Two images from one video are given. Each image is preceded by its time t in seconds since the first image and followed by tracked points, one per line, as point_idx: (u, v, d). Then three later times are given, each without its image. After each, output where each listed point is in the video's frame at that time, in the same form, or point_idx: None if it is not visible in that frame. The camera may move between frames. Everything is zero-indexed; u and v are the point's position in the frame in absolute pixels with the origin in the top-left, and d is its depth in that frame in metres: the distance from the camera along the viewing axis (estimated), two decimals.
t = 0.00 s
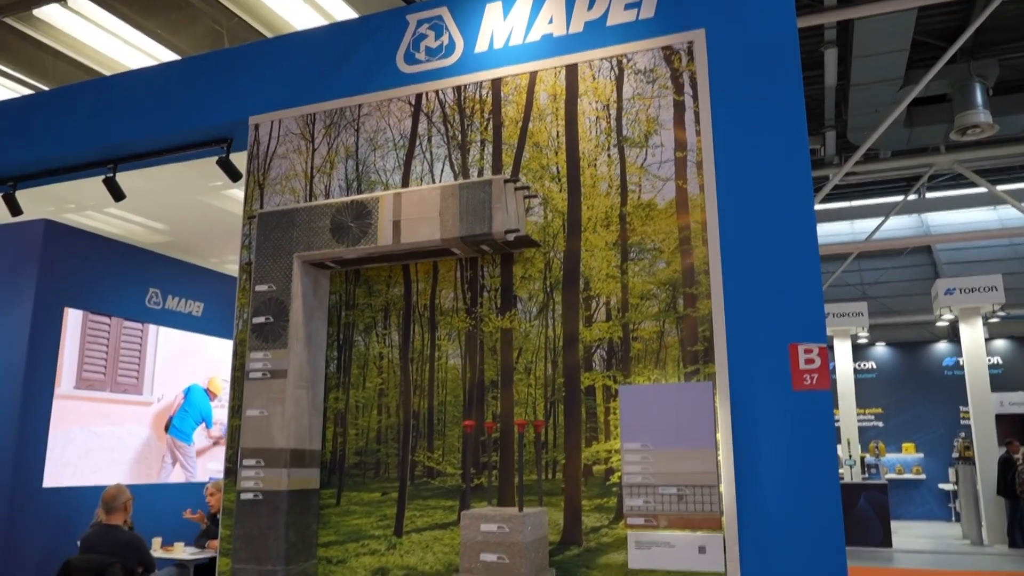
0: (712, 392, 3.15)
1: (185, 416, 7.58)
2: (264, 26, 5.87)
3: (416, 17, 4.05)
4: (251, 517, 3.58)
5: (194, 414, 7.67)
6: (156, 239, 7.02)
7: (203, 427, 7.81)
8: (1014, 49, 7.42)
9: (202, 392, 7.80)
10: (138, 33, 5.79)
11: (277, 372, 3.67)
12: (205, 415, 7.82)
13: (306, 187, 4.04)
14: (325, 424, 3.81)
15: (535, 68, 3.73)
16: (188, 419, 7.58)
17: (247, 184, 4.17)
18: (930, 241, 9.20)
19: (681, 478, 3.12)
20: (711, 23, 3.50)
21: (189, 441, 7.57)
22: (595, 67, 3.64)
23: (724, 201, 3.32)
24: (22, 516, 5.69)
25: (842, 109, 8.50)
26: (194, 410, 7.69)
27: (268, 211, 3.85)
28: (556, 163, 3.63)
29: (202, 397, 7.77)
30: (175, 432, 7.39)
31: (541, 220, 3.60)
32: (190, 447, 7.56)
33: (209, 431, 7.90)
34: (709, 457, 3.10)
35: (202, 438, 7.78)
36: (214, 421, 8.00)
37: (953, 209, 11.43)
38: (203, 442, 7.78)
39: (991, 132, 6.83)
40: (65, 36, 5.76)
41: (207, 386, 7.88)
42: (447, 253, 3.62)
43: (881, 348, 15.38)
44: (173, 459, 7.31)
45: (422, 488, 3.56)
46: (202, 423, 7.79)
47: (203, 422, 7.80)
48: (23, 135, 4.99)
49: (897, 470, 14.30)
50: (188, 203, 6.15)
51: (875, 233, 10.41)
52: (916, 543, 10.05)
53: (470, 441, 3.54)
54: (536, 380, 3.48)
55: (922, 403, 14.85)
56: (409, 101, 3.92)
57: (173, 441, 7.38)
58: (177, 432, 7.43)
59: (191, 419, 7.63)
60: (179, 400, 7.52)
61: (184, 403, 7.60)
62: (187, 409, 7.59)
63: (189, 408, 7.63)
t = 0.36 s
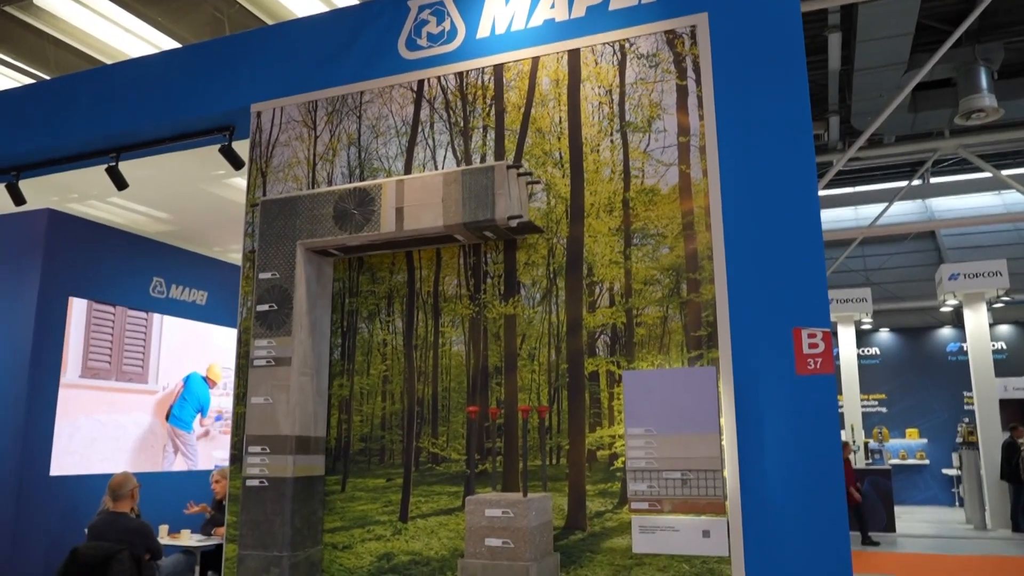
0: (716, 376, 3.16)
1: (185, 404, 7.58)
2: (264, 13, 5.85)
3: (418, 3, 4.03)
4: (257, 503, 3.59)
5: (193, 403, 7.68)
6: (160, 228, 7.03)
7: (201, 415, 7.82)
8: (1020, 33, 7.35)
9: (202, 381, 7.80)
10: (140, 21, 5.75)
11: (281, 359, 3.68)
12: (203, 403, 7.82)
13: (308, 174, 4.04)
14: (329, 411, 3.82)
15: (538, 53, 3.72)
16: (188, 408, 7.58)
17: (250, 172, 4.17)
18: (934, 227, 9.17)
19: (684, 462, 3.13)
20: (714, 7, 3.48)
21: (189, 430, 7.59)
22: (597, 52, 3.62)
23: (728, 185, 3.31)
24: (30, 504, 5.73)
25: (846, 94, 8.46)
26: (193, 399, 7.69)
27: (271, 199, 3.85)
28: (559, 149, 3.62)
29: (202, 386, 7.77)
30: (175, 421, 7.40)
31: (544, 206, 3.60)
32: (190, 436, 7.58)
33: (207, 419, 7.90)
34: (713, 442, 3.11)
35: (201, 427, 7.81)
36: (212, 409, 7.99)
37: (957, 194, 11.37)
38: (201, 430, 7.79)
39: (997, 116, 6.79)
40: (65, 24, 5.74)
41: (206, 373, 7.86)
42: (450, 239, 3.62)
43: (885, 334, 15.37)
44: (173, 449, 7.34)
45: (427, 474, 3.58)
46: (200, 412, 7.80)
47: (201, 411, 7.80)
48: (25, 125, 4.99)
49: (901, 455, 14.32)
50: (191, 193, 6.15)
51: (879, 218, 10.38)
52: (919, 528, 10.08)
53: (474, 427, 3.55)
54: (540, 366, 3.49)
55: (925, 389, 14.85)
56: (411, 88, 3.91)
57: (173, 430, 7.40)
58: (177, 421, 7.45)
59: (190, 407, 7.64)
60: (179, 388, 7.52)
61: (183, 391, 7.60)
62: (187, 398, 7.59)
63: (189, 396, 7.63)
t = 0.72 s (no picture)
0: (717, 367, 3.16)
1: (186, 398, 7.51)
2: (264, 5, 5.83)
3: None
4: (259, 494, 3.60)
5: (195, 396, 7.61)
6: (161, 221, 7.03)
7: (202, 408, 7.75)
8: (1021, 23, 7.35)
9: (203, 374, 7.75)
10: (140, 14, 5.73)
11: (283, 351, 3.68)
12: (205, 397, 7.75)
13: (309, 166, 4.04)
14: (331, 402, 3.83)
15: (538, 44, 3.70)
16: (190, 400, 7.52)
17: (251, 164, 4.17)
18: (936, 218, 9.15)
19: (686, 452, 3.14)
20: None
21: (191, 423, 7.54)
22: (598, 42, 3.61)
23: (729, 175, 3.30)
24: (32, 497, 5.75)
25: (848, 85, 8.43)
26: (195, 392, 7.62)
27: (272, 190, 3.85)
28: (560, 140, 3.61)
29: (203, 379, 7.72)
30: (176, 413, 7.35)
31: (544, 197, 3.60)
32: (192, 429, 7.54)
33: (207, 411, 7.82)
34: (714, 432, 3.11)
35: (202, 420, 7.73)
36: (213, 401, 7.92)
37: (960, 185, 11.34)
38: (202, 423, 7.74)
39: (999, 107, 6.74)
40: (64, 17, 5.73)
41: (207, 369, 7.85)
42: (450, 231, 3.62)
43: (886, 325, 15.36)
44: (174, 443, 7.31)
45: (429, 465, 3.59)
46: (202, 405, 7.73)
47: (203, 404, 7.74)
48: (25, 117, 4.98)
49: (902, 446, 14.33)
50: (193, 186, 6.15)
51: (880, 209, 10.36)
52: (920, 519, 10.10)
53: (476, 418, 3.55)
54: (541, 356, 3.49)
55: (927, 380, 14.85)
56: (411, 79, 3.91)
57: (177, 423, 7.36)
58: (180, 415, 7.41)
59: (192, 401, 7.57)
60: (180, 381, 7.48)
61: (185, 383, 7.54)
62: (188, 391, 7.53)
63: (190, 390, 7.56)
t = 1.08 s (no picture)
0: (717, 357, 3.15)
1: (182, 391, 7.56)
2: None
3: None
4: (261, 485, 3.61)
5: (189, 387, 7.65)
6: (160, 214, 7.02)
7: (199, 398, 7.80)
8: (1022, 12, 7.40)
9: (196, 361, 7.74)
10: (138, 5, 5.71)
11: (284, 343, 3.68)
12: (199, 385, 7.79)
13: (309, 157, 4.03)
14: (332, 394, 3.83)
15: (538, 34, 3.69)
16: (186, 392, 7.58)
17: (250, 155, 4.16)
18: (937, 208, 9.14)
19: (686, 442, 3.14)
20: None
21: (190, 416, 7.61)
22: (598, 32, 3.60)
23: (729, 165, 3.30)
24: (34, 490, 5.76)
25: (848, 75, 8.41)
26: (189, 383, 7.66)
27: (272, 182, 3.84)
28: (560, 130, 3.61)
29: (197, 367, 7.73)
30: (175, 409, 7.42)
31: (545, 187, 3.59)
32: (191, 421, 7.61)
33: (204, 401, 7.88)
34: (715, 422, 3.11)
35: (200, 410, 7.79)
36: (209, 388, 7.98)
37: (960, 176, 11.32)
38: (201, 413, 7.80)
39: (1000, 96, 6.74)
40: (62, 9, 5.71)
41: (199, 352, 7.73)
42: (451, 222, 3.62)
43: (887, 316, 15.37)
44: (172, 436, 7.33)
45: (430, 456, 3.59)
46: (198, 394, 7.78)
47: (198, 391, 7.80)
48: (24, 110, 4.97)
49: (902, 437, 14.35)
50: (193, 179, 6.14)
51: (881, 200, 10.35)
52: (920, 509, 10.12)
53: (477, 409, 3.56)
54: (542, 347, 3.49)
55: (927, 370, 14.86)
56: (410, 70, 3.90)
57: (177, 418, 7.42)
58: (179, 409, 7.47)
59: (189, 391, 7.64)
60: (175, 374, 7.49)
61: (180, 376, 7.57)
62: (183, 383, 7.58)
63: (184, 381, 7.59)
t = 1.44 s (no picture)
0: (718, 346, 3.16)
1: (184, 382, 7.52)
2: None
3: None
4: (264, 476, 3.62)
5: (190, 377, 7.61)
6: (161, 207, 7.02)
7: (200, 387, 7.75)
8: None
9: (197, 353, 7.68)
10: None
11: (285, 333, 3.68)
12: (200, 374, 7.74)
13: (309, 148, 4.02)
14: (333, 384, 3.84)
15: (538, 23, 3.68)
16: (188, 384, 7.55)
17: (250, 147, 4.16)
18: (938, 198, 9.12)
19: (688, 431, 3.15)
20: None
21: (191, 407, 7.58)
22: (598, 20, 3.59)
23: (729, 154, 3.29)
24: (37, 482, 5.77)
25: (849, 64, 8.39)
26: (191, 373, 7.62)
27: (272, 173, 3.83)
28: (560, 119, 3.60)
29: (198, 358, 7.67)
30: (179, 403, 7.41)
31: (545, 177, 3.59)
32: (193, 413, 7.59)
33: (205, 391, 7.83)
34: (716, 411, 3.12)
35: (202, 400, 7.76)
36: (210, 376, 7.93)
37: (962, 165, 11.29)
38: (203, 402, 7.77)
39: (1001, 86, 6.71)
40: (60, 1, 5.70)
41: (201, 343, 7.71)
42: (452, 212, 3.61)
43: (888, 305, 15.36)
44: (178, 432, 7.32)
45: (432, 445, 3.60)
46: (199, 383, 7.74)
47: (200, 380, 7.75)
48: (24, 102, 4.96)
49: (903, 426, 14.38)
50: (193, 171, 6.13)
51: (883, 189, 10.32)
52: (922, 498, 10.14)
53: (478, 399, 3.56)
54: (543, 337, 3.50)
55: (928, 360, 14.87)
56: (410, 60, 3.88)
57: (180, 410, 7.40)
58: (181, 401, 7.45)
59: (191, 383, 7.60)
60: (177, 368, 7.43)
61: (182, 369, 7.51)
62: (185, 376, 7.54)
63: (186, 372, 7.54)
